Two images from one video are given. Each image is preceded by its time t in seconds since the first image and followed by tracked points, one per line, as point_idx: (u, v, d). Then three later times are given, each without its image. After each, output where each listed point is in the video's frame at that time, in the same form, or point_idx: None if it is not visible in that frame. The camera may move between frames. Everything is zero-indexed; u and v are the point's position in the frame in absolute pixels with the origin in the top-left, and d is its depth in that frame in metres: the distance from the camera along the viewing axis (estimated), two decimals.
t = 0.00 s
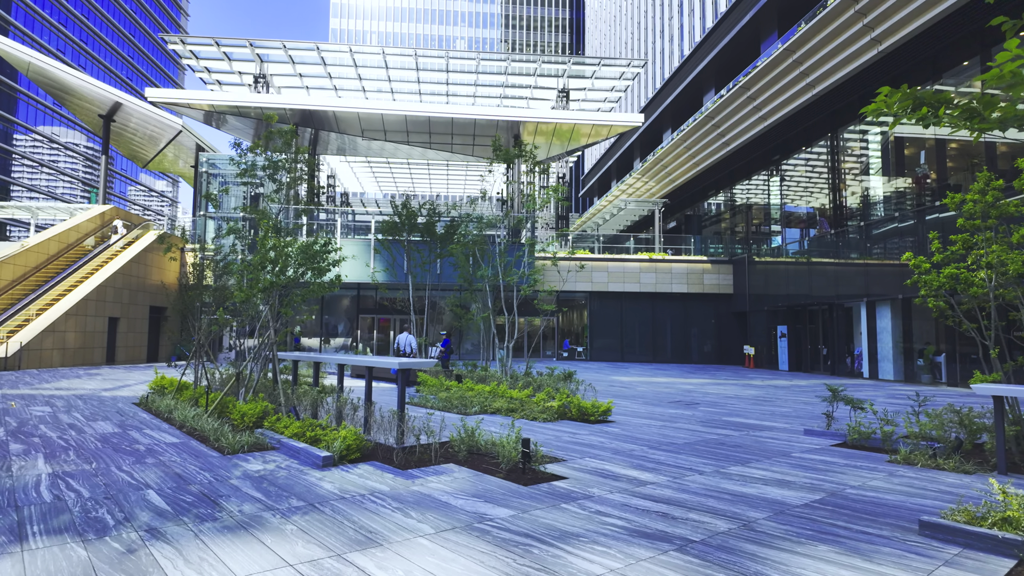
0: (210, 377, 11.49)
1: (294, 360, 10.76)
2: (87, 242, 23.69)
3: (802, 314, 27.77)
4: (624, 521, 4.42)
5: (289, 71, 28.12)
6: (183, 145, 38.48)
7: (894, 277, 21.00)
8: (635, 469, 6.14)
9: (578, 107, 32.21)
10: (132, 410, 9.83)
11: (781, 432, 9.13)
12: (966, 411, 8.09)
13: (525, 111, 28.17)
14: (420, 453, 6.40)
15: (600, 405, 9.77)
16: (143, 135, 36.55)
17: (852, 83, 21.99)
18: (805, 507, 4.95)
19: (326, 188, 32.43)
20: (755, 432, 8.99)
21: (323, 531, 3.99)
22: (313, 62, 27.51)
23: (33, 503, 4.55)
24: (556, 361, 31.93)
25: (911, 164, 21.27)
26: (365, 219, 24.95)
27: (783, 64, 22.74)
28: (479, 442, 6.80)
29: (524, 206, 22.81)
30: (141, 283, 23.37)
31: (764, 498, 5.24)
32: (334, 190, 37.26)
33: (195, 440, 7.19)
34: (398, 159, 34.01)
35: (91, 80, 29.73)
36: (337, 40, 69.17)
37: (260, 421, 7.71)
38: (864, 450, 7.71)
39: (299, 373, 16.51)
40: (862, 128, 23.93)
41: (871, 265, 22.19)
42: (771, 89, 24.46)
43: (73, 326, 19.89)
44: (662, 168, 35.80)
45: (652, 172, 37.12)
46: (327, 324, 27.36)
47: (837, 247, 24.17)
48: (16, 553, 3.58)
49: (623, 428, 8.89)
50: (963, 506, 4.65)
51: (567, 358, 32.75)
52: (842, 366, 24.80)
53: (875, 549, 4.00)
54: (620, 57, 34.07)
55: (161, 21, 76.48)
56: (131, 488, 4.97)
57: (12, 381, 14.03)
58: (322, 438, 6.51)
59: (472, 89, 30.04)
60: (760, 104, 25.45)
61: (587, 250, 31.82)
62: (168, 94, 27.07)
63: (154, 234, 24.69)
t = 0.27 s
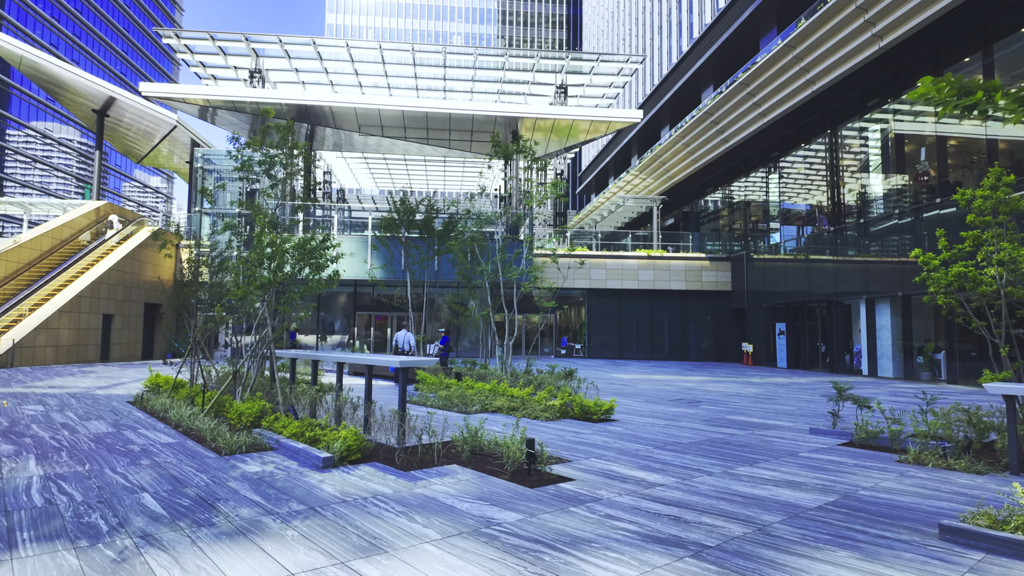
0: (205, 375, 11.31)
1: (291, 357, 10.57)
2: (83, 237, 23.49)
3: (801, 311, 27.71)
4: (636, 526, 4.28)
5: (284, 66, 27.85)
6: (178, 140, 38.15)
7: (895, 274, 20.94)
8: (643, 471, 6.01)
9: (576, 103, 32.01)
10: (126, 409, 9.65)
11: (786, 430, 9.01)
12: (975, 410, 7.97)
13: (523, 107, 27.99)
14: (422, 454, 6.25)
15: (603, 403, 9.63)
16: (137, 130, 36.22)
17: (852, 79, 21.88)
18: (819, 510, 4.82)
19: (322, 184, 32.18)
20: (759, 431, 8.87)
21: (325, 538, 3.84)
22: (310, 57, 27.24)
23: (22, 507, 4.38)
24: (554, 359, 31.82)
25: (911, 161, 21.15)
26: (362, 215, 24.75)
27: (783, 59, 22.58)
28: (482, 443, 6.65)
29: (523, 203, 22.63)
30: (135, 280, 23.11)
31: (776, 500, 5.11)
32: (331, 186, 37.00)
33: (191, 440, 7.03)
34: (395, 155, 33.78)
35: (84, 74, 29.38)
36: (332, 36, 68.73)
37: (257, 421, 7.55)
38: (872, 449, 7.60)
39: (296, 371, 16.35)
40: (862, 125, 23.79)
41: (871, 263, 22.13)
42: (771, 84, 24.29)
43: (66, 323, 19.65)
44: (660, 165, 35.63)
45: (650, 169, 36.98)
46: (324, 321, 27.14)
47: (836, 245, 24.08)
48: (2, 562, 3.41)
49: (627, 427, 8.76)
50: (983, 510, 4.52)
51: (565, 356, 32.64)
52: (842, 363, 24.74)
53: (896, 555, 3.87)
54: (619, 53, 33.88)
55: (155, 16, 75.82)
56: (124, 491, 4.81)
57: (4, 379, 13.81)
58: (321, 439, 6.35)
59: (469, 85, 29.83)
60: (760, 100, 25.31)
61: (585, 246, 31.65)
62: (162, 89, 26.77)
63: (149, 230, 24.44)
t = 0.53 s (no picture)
0: (203, 373, 11.16)
1: (291, 355, 10.41)
2: (81, 233, 23.33)
3: (801, 309, 27.62)
4: (651, 528, 4.15)
5: (282, 62, 27.65)
6: (175, 137, 37.92)
7: (898, 272, 20.85)
8: (653, 470, 5.88)
9: (575, 99, 31.86)
10: (123, 407, 9.50)
11: (793, 429, 8.90)
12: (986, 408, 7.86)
13: (522, 103, 27.83)
14: (426, 453, 6.12)
15: (607, 401, 9.50)
16: (134, 126, 35.99)
17: (855, 75, 21.78)
18: (836, 512, 4.69)
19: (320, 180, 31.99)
20: (766, 430, 8.75)
21: (330, 542, 3.70)
22: (308, 53, 27.05)
23: (15, 510, 4.23)
24: (553, 356, 31.72)
25: (914, 158, 21.03)
26: (360, 212, 24.63)
27: (785, 56, 22.46)
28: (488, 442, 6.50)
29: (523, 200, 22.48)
30: (132, 277, 22.93)
31: (791, 501, 4.98)
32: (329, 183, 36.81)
33: (189, 439, 6.89)
34: (393, 152, 33.60)
35: (80, 69, 29.15)
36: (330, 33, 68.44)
37: (258, 420, 7.40)
38: (883, 448, 7.48)
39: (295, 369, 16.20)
40: (864, 121, 23.64)
41: (873, 260, 22.04)
42: (772, 80, 24.15)
43: (62, 320, 19.48)
44: (660, 162, 35.49)
45: (650, 166, 36.83)
46: (322, 318, 26.98)
47: (837, 242, 24.03)
48: None
49: (632, 425, 8.65)
50: (1008, 511, 4.39)
51: (565, 353, 32.53)
52: (843, 361, 24.65)
53: (921, 558, 3.74)
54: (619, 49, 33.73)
55: (152, 12, 75.42)
56: (121, 493, 4.66)
57: None
58: (323, 439, 6.21)
59: (468, 81, 29.66)
60: (761, 96, 25.18)
61: (585, 244, 31.53)
62: (158, 84, 26.55)
63: (146, 226, 24.25)
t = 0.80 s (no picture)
0: (197, 372, 10.94)
1: (287, 354, 10.20)
2: (73, 228, 23.04)
3: (797, 307, 27.60)
4: (665, 534, 4.00)
5: (276, 57, 27.35)
6: (167, 133, 37.49)
7: (896, 270, 20.90)
8: (660, 473, 5.73)
9: (572, 97, 31.68)
10: (114, 407, 9.28)
11: (798, 429, 8.78)
12: (994, 408, 7.80)
13: (519, 100, 27.63)
14: (428, 455, 5.94)
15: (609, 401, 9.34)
16: (126, 122, 35.59)
17: (853, 73, 21.70)
18: (853, 515, 4.56)
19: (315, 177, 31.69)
20: (771, 430, 8.63)
21: (332, 551, 3.53)
22: (302, 48, 26.76)
23: None
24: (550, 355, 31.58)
25: (912, 156, 20.98)
26: (355, 209, 24.41)
27: (783, 53, 22.38)
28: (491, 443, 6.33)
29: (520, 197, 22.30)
30: (123, 274, 22.60)
31: (806, 504, 4.84)
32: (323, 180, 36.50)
33: (183, 440, 6.69)
34: (388, 149, 33.32)
35: (70, 63, 28.72)
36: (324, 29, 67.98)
37: (253, 420, 7.21)
38: (890, 448, 7.39)
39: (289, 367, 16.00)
40: (861, 119, 23.59)
41: (870, 259, 22.08)
42: (770, 78, 24.05)
43: (52, 318, 19.18)
44: (656, 160, 35.36)
45: (646, 164, 36.71)
46: (316, 316, 26.72)
47: (830, 241, 24.36)
48: None
49: (635, 425, 8.51)
50: None
51: (561, 352, 32.39)
52: (841, 359, 24.62)
53: (947, 565, 3.62)
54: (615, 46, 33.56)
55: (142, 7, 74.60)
56: (111, 499, 4.46)
57: None
58: (321, 440, 6.02)
59: (464, 78, 29.42)
60: (758, 94, 25.06)
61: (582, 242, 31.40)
62: (150, 79, 26.19)
63: (138, 223, 23.92)
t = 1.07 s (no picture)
0: (184, 372, 10.70)
1: (277, 353, 9.98)
2: (57, 224, 22.62)
3: (788, 305, 27.70)
4: (672, 541, 3.87)
5: (264, 52, 26.99)
6: (153, 128, 36.93)
7: (887, 269, 21.02)
8: (662, 476, 5.60)
9: (563, 94, 31.54)
10: (97, 409, 9.03)
11: (796, 428, 8.72)
12: (992, 407, 7.77)
13: (510, 97, 27.44)
14: (423, 458, 5.78)
15: (605, 401, 9.22)
16: (110, 117, 34.99)
17: (843, 71, 21.76)
18: (861, 519, 4.46)
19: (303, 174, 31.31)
20: (769, 430, 8.56)
21: (328, 562, 3.37)
22: (290, 43, 26.41)
23: None
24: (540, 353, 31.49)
25: (902, 156, 21.06)
26: (344, 207, 24.10)
27: (774, 52, 22.37)
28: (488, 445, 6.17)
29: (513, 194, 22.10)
30: (108, 272, 22.20)
31: (812, 507, 4.75)
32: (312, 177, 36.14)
33: (169, 443, 6.48)
34: (378, 146, 33.00)
35: (53, 56, 28.16)
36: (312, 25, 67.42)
37: (242, 423, 7.01)
38: (890, 448, 7.34)
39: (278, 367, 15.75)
40: (851, 118, 23.66)
41: (861, 258, 22.20)
42: (761, 76, 24.05)
43: (34, 317, 18.78)
44: (647, 158, 35.31)
45: (637, 162, 36.67)
46: (304, 315, 26.43)
47: (819, 239, 24.59)
48: None
49: (632, 425, 8.40)
50: None
51: (551, 350, 32.28)
52: (830, 358, 24.72)
53: (963, 572, 3.52)
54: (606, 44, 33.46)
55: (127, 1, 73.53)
56: (94, 506, 4.26)
57: None
58: (313, 443, 5.84)
59: (454, 75, 29.17)
60: (749, 92, 25.07)
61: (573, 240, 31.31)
62: (134, 73, 25.70)
63: (123, 219, 23.49)
